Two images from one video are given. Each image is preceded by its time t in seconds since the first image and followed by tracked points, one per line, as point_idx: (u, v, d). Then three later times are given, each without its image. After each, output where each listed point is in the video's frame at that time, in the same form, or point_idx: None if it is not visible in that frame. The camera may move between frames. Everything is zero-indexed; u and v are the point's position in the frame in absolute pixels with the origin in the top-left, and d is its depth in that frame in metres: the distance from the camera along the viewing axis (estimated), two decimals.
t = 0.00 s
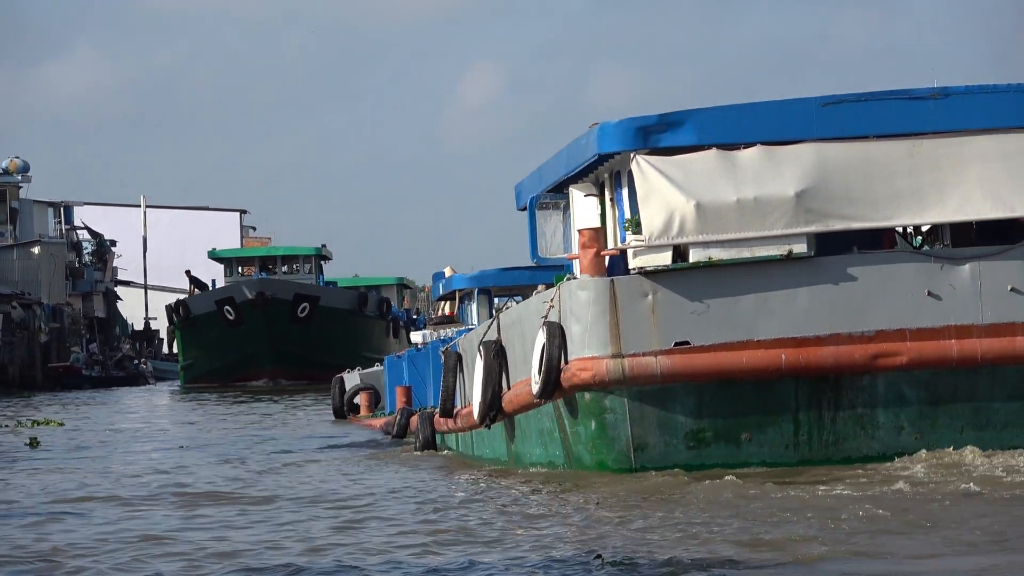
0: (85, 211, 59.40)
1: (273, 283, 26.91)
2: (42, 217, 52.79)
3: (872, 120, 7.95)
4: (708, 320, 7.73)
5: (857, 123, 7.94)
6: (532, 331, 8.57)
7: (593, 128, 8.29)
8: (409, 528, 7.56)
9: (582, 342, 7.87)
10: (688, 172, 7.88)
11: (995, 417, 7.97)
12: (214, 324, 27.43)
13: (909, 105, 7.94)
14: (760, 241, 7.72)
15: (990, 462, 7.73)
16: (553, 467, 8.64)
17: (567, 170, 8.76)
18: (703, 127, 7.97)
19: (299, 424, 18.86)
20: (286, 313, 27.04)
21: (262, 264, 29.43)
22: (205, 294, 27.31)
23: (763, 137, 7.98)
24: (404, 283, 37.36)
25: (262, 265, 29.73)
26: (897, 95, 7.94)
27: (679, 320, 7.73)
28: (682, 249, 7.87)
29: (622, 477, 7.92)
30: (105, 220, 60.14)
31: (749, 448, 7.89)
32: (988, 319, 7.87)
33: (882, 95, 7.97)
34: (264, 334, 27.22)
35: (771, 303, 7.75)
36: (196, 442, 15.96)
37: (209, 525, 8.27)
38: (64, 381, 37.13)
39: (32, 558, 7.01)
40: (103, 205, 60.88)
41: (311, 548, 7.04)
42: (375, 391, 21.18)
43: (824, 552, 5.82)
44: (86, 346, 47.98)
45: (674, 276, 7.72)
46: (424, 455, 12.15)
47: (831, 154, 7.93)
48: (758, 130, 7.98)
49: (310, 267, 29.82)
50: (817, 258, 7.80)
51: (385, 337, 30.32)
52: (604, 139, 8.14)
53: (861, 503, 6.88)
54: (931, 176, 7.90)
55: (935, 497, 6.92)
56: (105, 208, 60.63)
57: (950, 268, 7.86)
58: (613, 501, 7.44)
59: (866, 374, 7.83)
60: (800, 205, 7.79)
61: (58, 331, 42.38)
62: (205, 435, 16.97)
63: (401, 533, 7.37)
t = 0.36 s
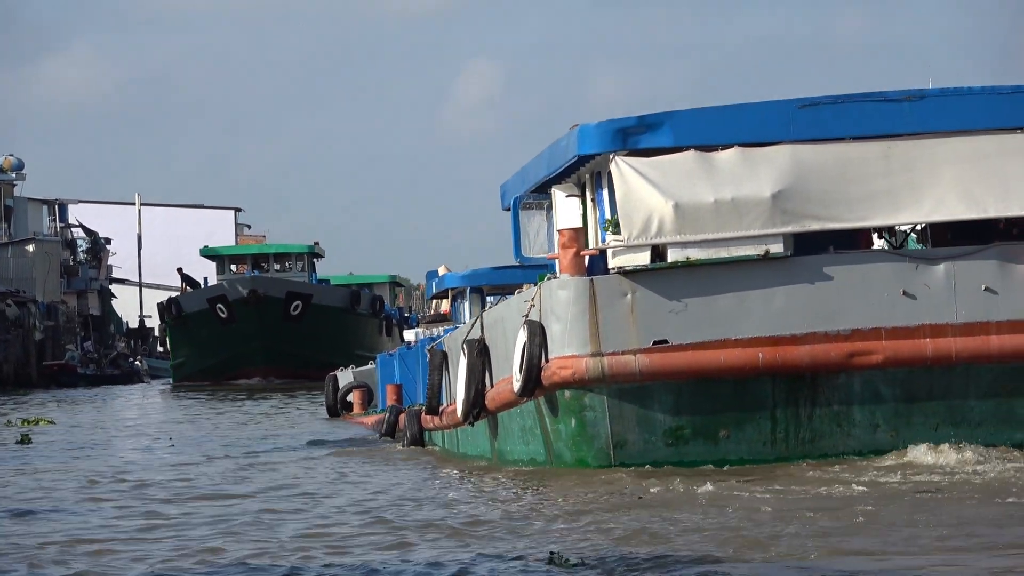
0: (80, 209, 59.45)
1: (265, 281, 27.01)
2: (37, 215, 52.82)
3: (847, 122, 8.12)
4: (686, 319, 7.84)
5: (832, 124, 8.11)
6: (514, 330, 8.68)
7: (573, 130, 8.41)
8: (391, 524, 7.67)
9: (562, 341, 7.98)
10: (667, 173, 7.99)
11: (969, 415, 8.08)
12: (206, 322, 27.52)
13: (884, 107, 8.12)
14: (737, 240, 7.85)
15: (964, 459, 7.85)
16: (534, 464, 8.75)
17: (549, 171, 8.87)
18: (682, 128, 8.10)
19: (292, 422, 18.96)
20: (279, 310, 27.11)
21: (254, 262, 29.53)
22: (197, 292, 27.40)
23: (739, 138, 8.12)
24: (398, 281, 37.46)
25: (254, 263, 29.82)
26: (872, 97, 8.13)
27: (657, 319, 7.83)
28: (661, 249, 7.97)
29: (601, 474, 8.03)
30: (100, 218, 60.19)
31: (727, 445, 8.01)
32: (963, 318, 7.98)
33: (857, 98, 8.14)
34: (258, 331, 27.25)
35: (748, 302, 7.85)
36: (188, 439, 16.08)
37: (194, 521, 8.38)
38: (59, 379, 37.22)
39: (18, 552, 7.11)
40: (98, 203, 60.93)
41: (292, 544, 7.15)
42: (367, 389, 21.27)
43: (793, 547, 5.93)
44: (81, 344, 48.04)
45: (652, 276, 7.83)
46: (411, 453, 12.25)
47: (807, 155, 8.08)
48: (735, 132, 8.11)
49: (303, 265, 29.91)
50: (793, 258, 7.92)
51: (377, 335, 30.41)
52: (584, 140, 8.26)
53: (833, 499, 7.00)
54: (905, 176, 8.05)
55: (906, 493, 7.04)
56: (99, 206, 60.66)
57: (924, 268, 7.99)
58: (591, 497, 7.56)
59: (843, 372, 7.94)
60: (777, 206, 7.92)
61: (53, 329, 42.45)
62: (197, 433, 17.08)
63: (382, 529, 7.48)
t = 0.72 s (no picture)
0: (76, 208, 59.53)
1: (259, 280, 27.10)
2: (32, 213, 52.86)
3: (825, 124, 8.23)
4: (665, 319, 7.95)
5: (811, 127, 8.21)
6: (497, 330, 8.80)
7: (556, 132, 8.52)
8: (375, 520, 7.78)
9: (545, 340, 8.09)
10: (647, 174, 8.10)
11: (945, 413, 8.21)
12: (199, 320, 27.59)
13: (862, 109, 8.25)
14: (716, 241, 7.96)
15: (939, 457, 7.97)
16: (518, 461, 8.87)
17: (533, 173, 8.97)
18: (662, 131, 8.22)
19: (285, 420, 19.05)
20: (272, 309, 27.21)
21: (248, 260, 29.62)
22: (190, 291, 27.48)
23: (719, 141, 8.24)
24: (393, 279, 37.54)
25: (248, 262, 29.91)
26: (850, 100, 8.27)
27: (637, 319, 7.95)
28: (641, 249, 8.07)
29: (582, 471, 8.15)
30: (96, 217, 60.26)
31: (706, 443, 8.12)
32: (939, 317, 8.11)
33: (836, 100, 8.26)
34: (251, 330, 27.36)
35: (728, 301, 7.96)
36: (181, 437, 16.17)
37: (181, 517, 8.48)
38: (56, 377, 37.29)
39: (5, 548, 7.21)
40: (95, 201, 60.97)
41: (277, 540, 7.26)
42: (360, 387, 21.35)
43: (765, 543, 6.04)
44: (76, 343, 48.10)
45: (633, 276, 7.93)
46: (401, 450, 12.35)
47: (786, 158, 8.17)
48: (715, 134, 8.23)
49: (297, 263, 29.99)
50: (772, 258, 8.03)
51: (371, 334, 30.50)
52: (567, 142, 8.39)
53: (808, 496, 7.12)
54: (883, 178, 8.14)
55: (880, 490, 7.15)
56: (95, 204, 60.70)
57: (902, 268, 8.09)
58: (571, 493, 7.67)
59: (820, 371, 8.06)
60: (756, 207, 8.01)
61: (49, 328, 42.53)
62: (190, 431, 17.17)
63: (365, 525, 7.59)
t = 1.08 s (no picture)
0: (71, 208, 59.58)
1: (252, 280, 27.12)
2: (26, 212, 52.93)
3: (803, 128, 8.34)
4: (645, 319, 8.06)
5: (789, 131, 8.32)
6: (480, 330, 8.91)
7: (538, 135, 8.60)
8: (359, 517, 7.88)
9: (527, 340, 8.20)
10: (627, 177, 8.24)
11: (922, 412, 8.32)
12: (191, 320, 27.64)
13: (839, 114, 8.35)
14: (695, 242, 8.08)
15: (915, 456, 8.08)
16: (501, 460, 8.98)
17: (516, 175, 9.08)
18: (642, 134, 8.32)
19: (276, 419, 19.14)
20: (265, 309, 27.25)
21: (240, 260, 29.72)
22: (182, 291, 27.54)
23: (699, 144, 8.34)
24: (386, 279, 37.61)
25: (240, 262, 29.99)
26: (828, 104, 8.35)
27: (618, 319, 8.06)
28: (622, 251, 8.22)
29: (563, 469, 8.25)
30: (91, 217, 60.31)
31: (686, 442, 8.23)
32: (915, 318, 8.22)
33: (814, 103, 8.36)
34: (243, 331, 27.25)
35: (707, 302, 8.08)
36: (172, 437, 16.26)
37: (169, 514, 8.58)
38: (50, 377, 37.34)
39: None
40: (89, 201, 61.00)
41: (261, 537, 7.37)
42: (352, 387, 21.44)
43: (739, 539, 6.15)
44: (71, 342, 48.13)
45: (613, 277, 8.03)
46: (389, 450, 12.45)
47: (763, 161, 8.29)
48: (694, 138, 8.34)
49: (289, 263, 30.08)
50: (751, 260, 8.13)
51: (364, 334, 30.60)
52: (548, 146, 8.50)
53: (783, 492, 7.24)
54: (859, 181, 8.29)
55: (855, 487, 7.27)
56: (89, 204, 60.74)
57: (878, 269, 8.21)
58: (551, 490, 7.78)
59: (798, 371, 8.17)
60: (734, 210, 8.16)
61: (43, 328, 42.60)
62: (181, 430, 17.28)
63: (350, 522, 7.70)
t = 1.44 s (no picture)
0: (68, 207, 59.67)
1: (246, 279, 27.11)
2: (22, 212, 52.98)
3: (782, 131, 8.46)
4: (627, 320, 8.17)
5: (768, 134, 8.44)
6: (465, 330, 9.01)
7: (522, 138, 8.72)
8: (344, 515, 7.99)
9: (510, 340, 8.31)
10: (610, 178, 8.33)
11: (900, 411, 8.44)
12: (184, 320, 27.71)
13: (819, 117, 8.46)
14: (677, 244, 8.20)
15: (892, 454, 8.19)
16: (485, 459, 9.09)
17: (502, 177, 9.20)
18: (624, 137, 8.42)
19: (269, 419, 19.25)
20: (259, 308, 27.26)
21: (234, 259, 29.81)
22: (175, 290, 27.60)
23: (680, 147, 8.45)
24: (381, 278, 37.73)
25: (234, 261, 30.07)
26: (808, 107, 8.45)
27: (600, 319, 8.17)
28: (604, 252, 8.35)
29: (546, 468, 8.36)
30: (88, 217, 60.40)
31: (667, 441, 8.34)
32: (894, 318, 8.34)
33: (794, 106, 8.47)
34: (237, 330, 27.27)
35: (688, 303, 8.19)
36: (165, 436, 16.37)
37: (158, 511, 8.69)
38: (45, 376, 37.44)
39: None
40: (86, 201, 61.08)
41: (248, 534, 7.47)
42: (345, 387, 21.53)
43: (715, 536, 6.26)
44: (66, 341, 48.21)
45: (596, 277, 8.13)
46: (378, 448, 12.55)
47: (744, 163, 8.38)
48: (675, 141, 8.45)
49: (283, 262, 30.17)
50: (731, 261, 8.24)
51: (358, 333, 30.69)
52: (532, 148, 8.61)
53: (761, 491, 7.35)
54: (839, 183, 8.39)
55: (832, 486, 7.39)
56: (85, 204, 60.79)
57: (858, 270, 8.31)
58: (533, 488, 7.89)
59: (778, 370, 8.29)
60: (715, 212, 8.26)
61: (40, 327, 42.70)
62: (175, 430, 17.37)
63: (335, 520, 7.81)
